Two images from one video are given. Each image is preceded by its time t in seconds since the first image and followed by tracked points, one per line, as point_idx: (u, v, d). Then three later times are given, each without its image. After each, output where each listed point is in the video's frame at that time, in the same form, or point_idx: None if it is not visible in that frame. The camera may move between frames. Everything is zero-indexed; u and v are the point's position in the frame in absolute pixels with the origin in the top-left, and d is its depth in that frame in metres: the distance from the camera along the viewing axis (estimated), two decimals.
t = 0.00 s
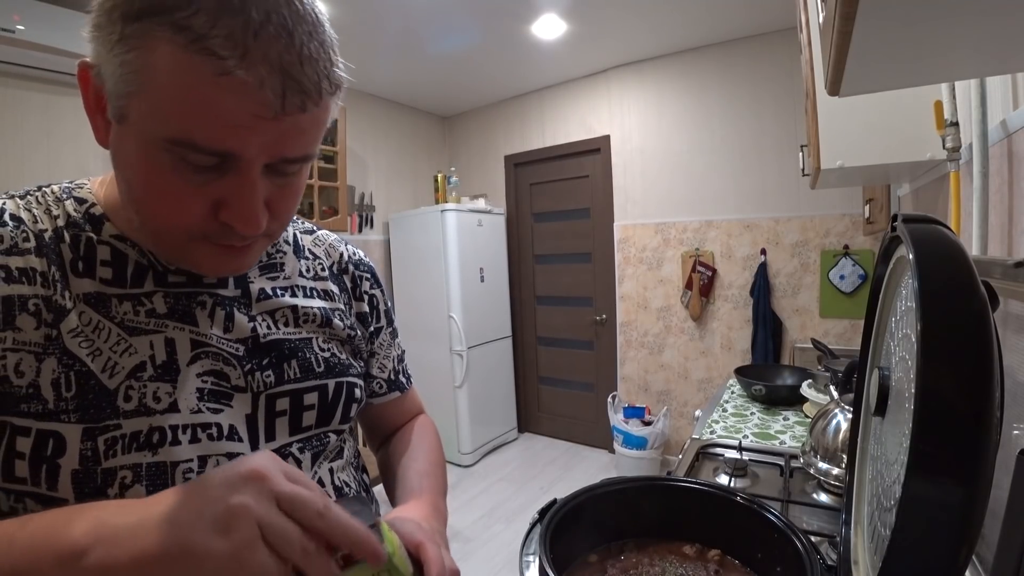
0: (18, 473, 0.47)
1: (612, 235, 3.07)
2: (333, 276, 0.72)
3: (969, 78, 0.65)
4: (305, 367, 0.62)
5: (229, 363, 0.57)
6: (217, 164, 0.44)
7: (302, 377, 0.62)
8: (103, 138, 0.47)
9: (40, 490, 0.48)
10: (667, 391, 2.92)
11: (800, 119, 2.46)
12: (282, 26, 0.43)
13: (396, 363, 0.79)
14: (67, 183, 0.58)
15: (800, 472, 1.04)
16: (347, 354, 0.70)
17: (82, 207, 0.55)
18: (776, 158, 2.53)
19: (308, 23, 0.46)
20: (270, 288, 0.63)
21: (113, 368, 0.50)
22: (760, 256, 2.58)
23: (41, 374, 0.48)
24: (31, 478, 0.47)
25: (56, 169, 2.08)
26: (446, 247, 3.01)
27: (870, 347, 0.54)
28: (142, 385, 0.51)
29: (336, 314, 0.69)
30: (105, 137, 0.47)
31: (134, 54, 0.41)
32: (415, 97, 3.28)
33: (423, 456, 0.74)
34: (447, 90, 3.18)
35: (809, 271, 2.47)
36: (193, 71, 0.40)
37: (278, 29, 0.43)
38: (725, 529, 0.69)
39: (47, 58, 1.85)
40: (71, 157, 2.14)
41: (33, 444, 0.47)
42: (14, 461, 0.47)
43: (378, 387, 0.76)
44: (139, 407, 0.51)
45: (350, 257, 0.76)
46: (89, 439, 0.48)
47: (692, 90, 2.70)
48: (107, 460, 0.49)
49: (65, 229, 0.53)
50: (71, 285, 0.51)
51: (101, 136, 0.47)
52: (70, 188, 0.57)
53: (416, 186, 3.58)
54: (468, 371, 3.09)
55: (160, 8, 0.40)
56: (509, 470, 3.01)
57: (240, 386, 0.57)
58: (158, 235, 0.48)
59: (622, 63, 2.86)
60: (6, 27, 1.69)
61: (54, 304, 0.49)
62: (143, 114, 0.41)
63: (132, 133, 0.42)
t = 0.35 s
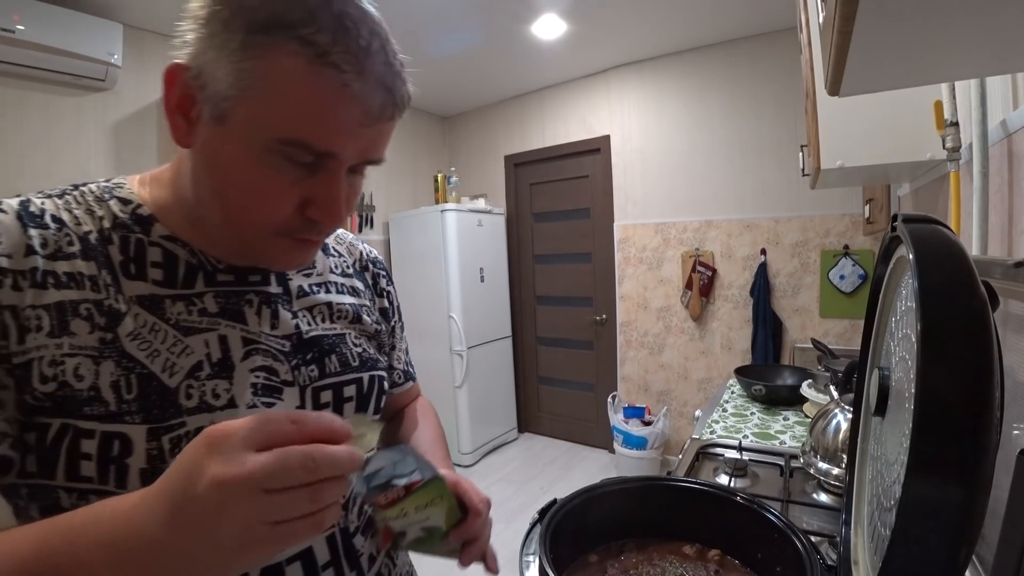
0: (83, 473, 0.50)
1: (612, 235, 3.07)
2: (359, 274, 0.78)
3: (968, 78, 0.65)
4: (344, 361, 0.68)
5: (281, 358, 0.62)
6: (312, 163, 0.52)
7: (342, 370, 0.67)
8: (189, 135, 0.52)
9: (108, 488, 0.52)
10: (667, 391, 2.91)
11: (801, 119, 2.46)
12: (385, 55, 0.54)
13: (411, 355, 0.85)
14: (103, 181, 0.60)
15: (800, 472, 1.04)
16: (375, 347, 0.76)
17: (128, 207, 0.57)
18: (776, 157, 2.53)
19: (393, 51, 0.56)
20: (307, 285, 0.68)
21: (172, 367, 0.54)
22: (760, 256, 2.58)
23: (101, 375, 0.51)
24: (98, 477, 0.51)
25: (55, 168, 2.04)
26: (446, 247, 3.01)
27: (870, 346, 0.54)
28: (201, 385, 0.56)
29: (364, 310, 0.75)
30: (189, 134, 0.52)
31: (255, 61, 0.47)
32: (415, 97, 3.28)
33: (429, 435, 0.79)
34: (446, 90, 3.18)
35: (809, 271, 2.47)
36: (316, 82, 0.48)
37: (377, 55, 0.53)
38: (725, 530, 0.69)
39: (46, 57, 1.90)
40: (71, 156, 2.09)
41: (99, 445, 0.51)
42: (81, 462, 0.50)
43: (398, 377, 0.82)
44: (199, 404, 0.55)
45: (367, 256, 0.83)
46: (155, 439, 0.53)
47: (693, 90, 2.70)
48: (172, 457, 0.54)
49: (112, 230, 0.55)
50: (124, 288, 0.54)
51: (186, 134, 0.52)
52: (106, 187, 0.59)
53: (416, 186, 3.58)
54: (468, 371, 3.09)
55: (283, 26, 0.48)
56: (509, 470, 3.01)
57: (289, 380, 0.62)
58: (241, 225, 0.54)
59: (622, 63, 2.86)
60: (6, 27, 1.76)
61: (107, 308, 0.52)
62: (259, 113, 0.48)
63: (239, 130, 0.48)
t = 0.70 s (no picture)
0: (242, 437, 0.54)
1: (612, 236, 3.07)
2: (429, 281, 0.87)
3: (969, 78, 0.65)
4: (430, 356, 0.75)
5: (387, 349, 0.68)
6: (448, 176, 0.61)
7: (429, 363, 0.75)
8: (341, 153, 0.60)
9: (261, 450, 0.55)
10: (667, 391, 2.91)
11: (800, 119, 2.46)
12: (506, 92, 0.64)
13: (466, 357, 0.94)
14: (239, 185, 0.65)
15: (800, 472, 1.04)
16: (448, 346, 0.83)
17: (269, 210, 0.62)
18: (776, 157, 2.53)
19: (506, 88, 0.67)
20: (398, 288, 0.76)
21: (316, 349, 0.60)
22: (760, 256, 2.58)
23: (264, 353, 0.55)
24: (254, 440, 0.55)
25: (54, 167, 2.04)
26: (446, 247, 3.02)
27: (870, 346, 0.54)
28: (337, 366, 0.61)
29: (438, 313, 0.84)
30: (340, 149, 0.60)
31: (418, 90, 0.57)
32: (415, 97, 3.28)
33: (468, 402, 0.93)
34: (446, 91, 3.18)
35: (809, 271, 2.47)
36: (465, 110, 0.58)
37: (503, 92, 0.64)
38: (726, 530, 0.69)
39: (45, 57, 1.91)
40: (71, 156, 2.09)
41: (262, 412, 0.55)
42: (242, 426, 0.54)
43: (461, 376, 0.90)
44: (336, 383, 0.61)
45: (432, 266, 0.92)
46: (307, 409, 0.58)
47: (693, 90, 2.70)
48: (315, 426, 0.58)
49: (261, 228, 0.60)
50: (276, 278, 0.59)
51: (339, 152, 0.60)
52: (241, 190, 0.64)
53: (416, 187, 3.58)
54: (469, 371, 3.09)
55: (440, 63, 0.58)
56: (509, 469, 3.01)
57: (393, 368, 0.68)
58: (380, 232, 0.62)
59: (622, 63, 2.86)
60: (5, 27, 1.79)
61: (265, 294, 0.57)
62: (418, 133, 0.57)
63: (396, 147, 0.58)
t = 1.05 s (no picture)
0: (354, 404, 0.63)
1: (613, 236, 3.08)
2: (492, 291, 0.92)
3: (969, 78, 0.65)
4: (496, 359, 0.81)
5: (466, 348, 0.74)
6: (544, 206, 0.68)
7: (495, 365, 0.80)
8: (454, 180, 0.67)
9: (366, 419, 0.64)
10: (667, 391, 2.91)
11: (801, 119, 2.46)
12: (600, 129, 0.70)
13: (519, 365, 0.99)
14: (358, 189, 0.73)
15: (800, 472, 1.03)
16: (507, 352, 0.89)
17: (382, 215, 0.70)
18: (776, 158, 2.53)
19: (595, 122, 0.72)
20: (471, 294, 0.82)
21: (417, 338, 0.68)
22: (760, 256, 2.58)
23: (381, 335, 0.64)
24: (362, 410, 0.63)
25: (56, 166, 2.05)
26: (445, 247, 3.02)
27: (870, 347, 0.54)
28: (431, 355, 0.69)
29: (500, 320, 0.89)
30: (455, 173, 0.66)
31: (531, 130, 0.62)
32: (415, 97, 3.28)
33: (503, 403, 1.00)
34: (447, 91, 3.18)
35: (809, 271, 2.47)
36: (570, 153, 0.64)
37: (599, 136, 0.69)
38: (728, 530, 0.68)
39: (46, 58, 1.91)
40: (72, 155, 2.09)
41: (375, 383, 0.63)
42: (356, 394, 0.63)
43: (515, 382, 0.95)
44: (429, 370, 0.69)
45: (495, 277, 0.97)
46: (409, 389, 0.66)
47: (693, 90, 2.70)
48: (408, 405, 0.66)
49: (378, 228, 0.68)
50: (391, 273, 0.67)
51: (452, 178, 0.67)
52: (360, 194, 0.72)
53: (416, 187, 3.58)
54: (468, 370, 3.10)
55: (552, 109, 0.62)
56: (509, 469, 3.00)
57: (468, 365, 0.74)
58: (479, 251, 0.70)
59: (622, 63, 2.86)
60: (6, 27, 1.80)
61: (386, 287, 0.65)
62: (526, 167, 0.63)
63: (506, 181, 0.64)
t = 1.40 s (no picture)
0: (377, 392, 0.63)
1: (613, 236, 3.08)
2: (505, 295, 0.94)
3: (969, 78, 0.65)
4: (511, 358, 0.82)
5: (484, 345, 0.76)
6: (562, 213, 0.68)
7: (512, 364, 0.81)
8: (478, 187, 0.67)
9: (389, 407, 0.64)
10: (667, 391, 2.91)
11: (801, 119, 2.46)
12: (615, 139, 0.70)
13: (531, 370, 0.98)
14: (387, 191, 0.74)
15: (800, 472, 1.04)
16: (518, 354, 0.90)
17: (410, 215, 0.71)
18: (776, 158, 2.53)
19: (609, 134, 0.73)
20: (490, 294, 0.83)
21: (440, 331, 0.69)
22: (760, 256, 2.58)
23: (406, 326, 0.65)
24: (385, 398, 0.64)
25: (56, 167, 2.04)
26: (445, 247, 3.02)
27: (869, 347, 0.54)
28: (453, 349, 0.70)
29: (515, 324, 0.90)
30: (479, 181, 0.66)
31: (553, 143, 0.62)
32: (415, 97, 3.28)
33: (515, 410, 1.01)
34: (446, 91, 3.17)
35: (809, 271, 2.47)
36: (589, 166, 0.64)
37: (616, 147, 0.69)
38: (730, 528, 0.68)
39: (46, 58, 1.91)
40: (71, 155, 2.08)
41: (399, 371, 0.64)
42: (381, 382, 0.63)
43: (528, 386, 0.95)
44: (450, 362, 0.70)
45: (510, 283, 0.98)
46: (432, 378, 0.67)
47: (693, 90, 2.70)
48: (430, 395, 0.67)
49: (406, 225, 0.69)
50: (416, 268, 0.68)
51: (476, 185, 0.67)
52: (388, 196, 0.72)
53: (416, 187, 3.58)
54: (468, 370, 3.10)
55: (572, 123, 0.63)
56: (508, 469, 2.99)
57: (486, 361, 0.75)
58: (498, 256, 0.70)
59: (622, 63, 2.85)
60: (6, 27, 1.80)
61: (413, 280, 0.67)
62: (546, 177, 0.63)
63: (527, 190, 0.64)
